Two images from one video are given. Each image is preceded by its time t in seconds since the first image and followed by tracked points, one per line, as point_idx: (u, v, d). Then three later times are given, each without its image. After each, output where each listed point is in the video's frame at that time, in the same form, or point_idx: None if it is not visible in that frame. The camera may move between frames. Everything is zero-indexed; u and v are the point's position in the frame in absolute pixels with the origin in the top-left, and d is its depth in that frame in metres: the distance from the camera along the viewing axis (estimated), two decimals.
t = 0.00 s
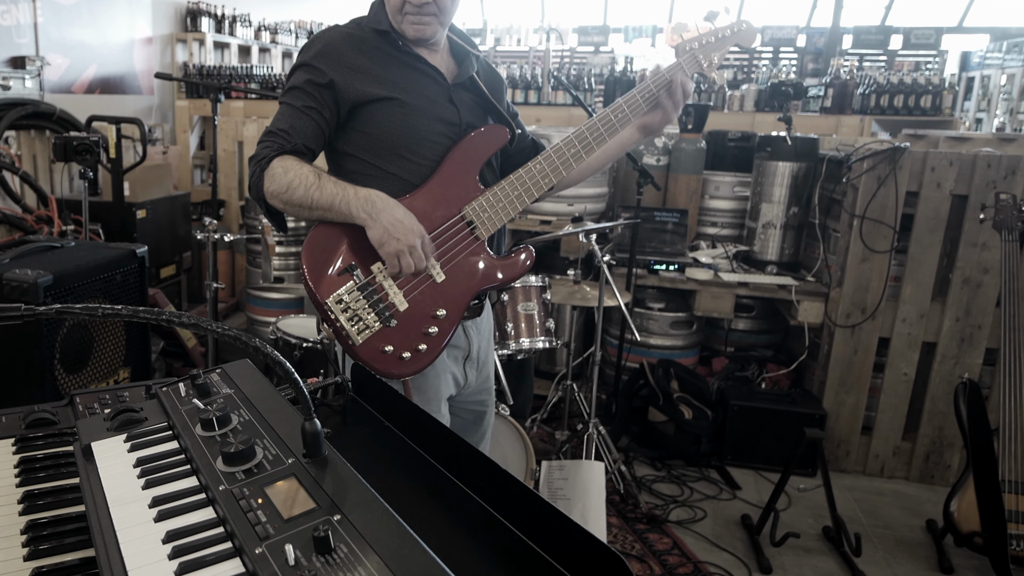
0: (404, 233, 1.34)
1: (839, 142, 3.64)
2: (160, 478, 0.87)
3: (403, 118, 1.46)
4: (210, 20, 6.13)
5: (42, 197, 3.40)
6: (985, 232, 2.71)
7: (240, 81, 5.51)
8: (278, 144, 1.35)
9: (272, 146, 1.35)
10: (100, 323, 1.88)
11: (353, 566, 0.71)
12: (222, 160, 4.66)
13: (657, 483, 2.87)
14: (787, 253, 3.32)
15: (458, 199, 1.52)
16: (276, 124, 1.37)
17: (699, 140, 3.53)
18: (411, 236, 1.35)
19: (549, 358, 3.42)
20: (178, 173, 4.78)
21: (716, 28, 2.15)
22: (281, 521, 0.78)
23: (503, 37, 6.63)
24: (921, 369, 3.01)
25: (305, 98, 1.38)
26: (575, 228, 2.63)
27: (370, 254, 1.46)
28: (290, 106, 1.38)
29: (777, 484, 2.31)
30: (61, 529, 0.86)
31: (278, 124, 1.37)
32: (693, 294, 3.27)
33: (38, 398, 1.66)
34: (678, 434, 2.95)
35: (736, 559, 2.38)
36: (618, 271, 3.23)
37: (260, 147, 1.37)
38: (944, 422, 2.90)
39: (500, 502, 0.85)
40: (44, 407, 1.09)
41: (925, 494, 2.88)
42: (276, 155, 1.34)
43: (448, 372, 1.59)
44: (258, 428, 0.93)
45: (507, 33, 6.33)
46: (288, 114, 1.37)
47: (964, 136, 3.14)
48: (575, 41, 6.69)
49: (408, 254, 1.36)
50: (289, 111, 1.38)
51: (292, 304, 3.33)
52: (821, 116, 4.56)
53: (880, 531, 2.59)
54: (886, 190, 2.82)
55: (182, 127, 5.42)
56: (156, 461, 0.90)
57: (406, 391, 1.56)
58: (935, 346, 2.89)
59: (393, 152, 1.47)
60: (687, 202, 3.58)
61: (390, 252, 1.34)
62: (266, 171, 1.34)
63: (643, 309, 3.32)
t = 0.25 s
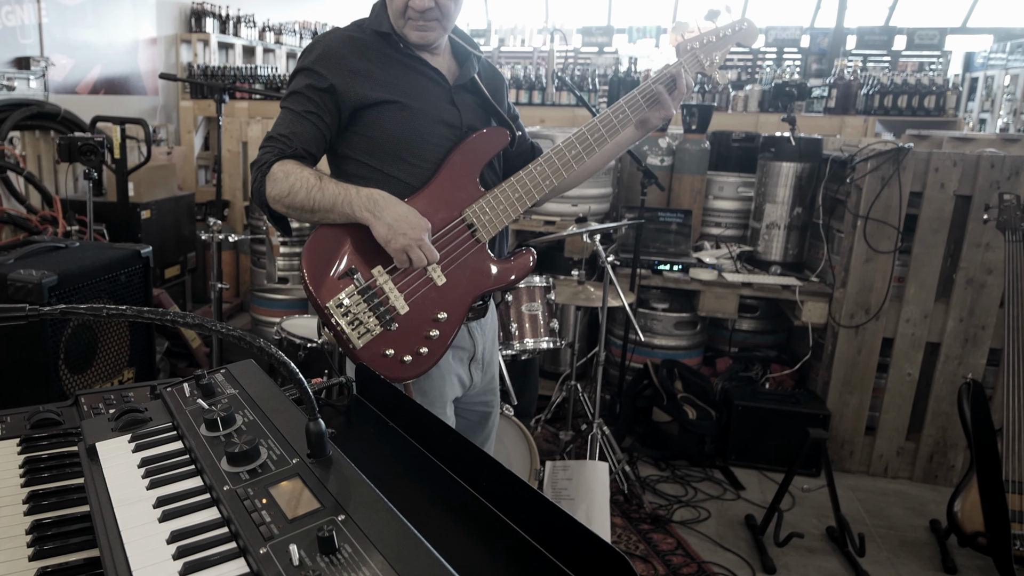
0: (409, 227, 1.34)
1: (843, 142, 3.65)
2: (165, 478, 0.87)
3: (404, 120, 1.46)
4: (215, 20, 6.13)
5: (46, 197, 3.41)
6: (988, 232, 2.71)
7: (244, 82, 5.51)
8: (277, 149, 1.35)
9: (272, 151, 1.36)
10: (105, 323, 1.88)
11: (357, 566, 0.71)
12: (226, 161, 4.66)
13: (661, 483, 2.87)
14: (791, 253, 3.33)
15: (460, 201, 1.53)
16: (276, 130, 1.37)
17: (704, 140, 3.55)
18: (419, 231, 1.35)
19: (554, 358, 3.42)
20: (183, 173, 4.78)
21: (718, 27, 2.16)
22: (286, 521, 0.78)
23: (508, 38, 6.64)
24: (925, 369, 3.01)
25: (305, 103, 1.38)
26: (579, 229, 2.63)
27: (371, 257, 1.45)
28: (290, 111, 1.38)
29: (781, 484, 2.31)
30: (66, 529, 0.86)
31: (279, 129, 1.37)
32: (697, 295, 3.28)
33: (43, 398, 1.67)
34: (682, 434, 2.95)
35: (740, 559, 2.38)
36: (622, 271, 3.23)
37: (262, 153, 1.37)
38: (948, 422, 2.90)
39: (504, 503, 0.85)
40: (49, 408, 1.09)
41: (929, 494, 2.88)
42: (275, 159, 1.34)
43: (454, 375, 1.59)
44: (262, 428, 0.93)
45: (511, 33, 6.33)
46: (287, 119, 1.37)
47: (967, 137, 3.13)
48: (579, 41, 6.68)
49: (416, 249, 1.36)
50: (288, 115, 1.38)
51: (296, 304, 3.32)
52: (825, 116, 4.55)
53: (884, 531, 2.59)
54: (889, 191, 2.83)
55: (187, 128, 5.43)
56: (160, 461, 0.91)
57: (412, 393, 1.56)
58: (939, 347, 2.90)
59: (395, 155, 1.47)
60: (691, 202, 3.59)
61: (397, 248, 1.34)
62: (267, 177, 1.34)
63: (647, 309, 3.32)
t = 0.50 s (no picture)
0: (416, 243, 1.36)
1: (847, 143, 3.65)
2: (169, 478, 0.87)
3: (408, 119, 1.46)
4: (220, 21, 6.13)
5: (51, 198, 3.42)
6: (992, 233, 2.72)
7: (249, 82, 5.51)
8: (287, 147, 1.35)
9: (281, 149, 1.36)
10: (109, 324, 1.88)
11: (362, 566, 0.72)
12: (231, 161, 4.66)
13: (665, 484, 2.87)
14: (795, 253, 3.33)
15: (464, 201, 1.53)
16: (284, 127, 1.37)
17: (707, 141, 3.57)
18: (423, 246, 1.36)
19: (558, 359, 3.42)
20: (187, 174, 4.78)
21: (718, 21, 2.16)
22: (290, 521, 0.78)
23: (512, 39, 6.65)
24: (928, 369, 3.01)
25: (311, 100, 1.38)
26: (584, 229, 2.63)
27: (377, 259, 1.45)
28: (296, 108, 1.38)
29: (785, 485, 2.31)
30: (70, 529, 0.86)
31: (284, 127, 1.37)
32: (701, 295, 3.28)
33: (47, 399, 1.67)
34: (686, 434, 2.95)
35: (743, 559, 2.38)
36: (626, 272, 3.24)
37: (268, 151, 1.37)
38: (952, 422, 2.90)
39: (509, 504, 0.85)
40: (54, 408, 1.09)
41: (933, 494, 2.88)
42: (285, 160, 1.34)
43: (455, 373, 1.59)
44: (266, 428, 0.93)
45: (515, 34, 6.33)
46: (295, 117, 1.37)
47: (971, 137, 3.13)
48: (583, 42, 6.68)
49: (420, 263, 1.38)
50: (295, 113, 1.38)
51: (300, 305, 3.32)
52: (829, 117, 4.48)
53: (887, 531, 2.59)
54: (893, 191, 2.83)
55: (191, 128, 5.43)
56: (165, 461, 0.91)
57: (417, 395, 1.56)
58: (942, 347, 2.90)
59: (399, 155, 1.47)
60: (695, 203, 3.59)
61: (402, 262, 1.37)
62: (275, 176, 1.34)
63: (650, 310, 3.32)
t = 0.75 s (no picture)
0: (425, 227, 1.32)
1: (851, 143, 3.65)
2: (174, 479, 0.87)
3: (411, 119, 1.46)
4: (224, 21, 6.13)
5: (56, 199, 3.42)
6: (996, 233, 2.72)
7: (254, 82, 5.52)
8: (288, 151, 1.34)
9: (281, 153, 1.35)
10: (113, 324, 1.88)
11: (366, 566, 0.72)
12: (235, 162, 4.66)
13: (669, 483, 2.87)
14: (799, 254, 3.33)
15: (469, 199, 1.53)
16: (285, 132, 1.36)
17: (711, 140, 3.53)
18: (434, 229, 1.32)
19: (562, 359, 3.42)
20: (192, 174, 4.78)
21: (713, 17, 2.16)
22: (295, 521, 0.78)
23: (516, 39, 6.66)
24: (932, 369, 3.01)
25: (313, 104, 1.37)
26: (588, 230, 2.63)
27: (383, 257, 1.44)
28: (297, 112, 1.37)
29: (789, 485, 2.31)
30: (75, 529, 0.86)
31: (287, 131, 1.36)
32: (705, 295, 3.29)
33: (52, 399, 1.67)
34: (690, 435, 2.95)
35: (748, 559, 2.38)
36: (630, 272, 3.24)
37: (270, 155, 1.36)
38: (956, 422, 2.90)
39: (513, 504, 0.85)
40: (58, 408, 1.09)
41: (937, 494, 2.88)
42: (286, 163, 1.33)
43: (465, 375, 1.60)
44: (271, 428, 0.93)
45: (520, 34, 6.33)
46: (296, 120, 1.36)
47: (975, 138, 3.12)
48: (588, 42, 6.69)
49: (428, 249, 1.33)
50: (296, 117, 1.37)
51: (305, 305, 3.32)
52: (834, 117, 4.52)
53: (891, 531, 2.59)
54: (897, 192, 2.83)
55: (196, 129, 5.43)
56: (169, 461, 0.91)
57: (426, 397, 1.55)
58: (946, 347, 2.90)
59: (403, 154, 1.47)
60: (700, 203, 3.59)
61: (412, 249, 1.31)
62: (277, 178, 1.34)
63: (655, 310, 3.32)
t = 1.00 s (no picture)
0: (448, 229, 1.35)
1: (855, 144, 3.65)
2: (178, 479, 0.87)
3: (422, 117, 1.46)
4: (228, 22, 6.05)
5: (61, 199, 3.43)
6: (1000, 233, 2.72)
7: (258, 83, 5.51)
8: (303, 148, 1.33)
9: (296, 150, 1.33)
10: (118, 324, 1.89)
11: (371, 566, 0.72)
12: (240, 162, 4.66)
13: (673, 484, 2.87)
14: (803, 254, 3.33)
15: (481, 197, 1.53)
16: (296, 129, 1.35)
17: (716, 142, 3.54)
18: (455, 232, 1.36)
19: (566, 359, 3.42)
20: (196, 175, 4.77)
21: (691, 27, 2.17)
22: (299, 521, 0.78)
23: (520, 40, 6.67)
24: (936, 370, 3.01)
25: (325, 101, 1.36)
26: (593, 230, 2.64)
27: (401, 256, 1.45)
28: (309, 108, 1.36)
29: (793, 485, 2.31)
30: (79, 529, 0.86)
31: (300, 127, 1.35)
32: (709, 295, 3.29)
33: (57, 400, 1.67)
34: (694, 435, 2.95)
35: (752, 559, 2.38)
36: (634, 273, 3.25)
37: (283, 152, 1.35)
38: (960, 423, 2.90)
39: (518, 504, 0.85)
40: (63, 408, 1.10)
41: (941, 495, 2.88)
42: (302, 159, 1.31)
43: (470, 373, 1.60)
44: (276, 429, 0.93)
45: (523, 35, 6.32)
46: (309, 117, 1.35)
47: (979, 138, 3.12)
48: (592, 43, 6.68)
49: (454, 249, 1.36)
50: (308, 114, 1.36)
51: (309, 305, 3.32)
52: (838, 118, 4.57)
53: (895, 531, 2.59)
54: (901, 192, 2.83)
55: (200, 129, 5.42)
56: (173, 462, 0.91)
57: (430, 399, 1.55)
58: (950, 347, 2.90)
59: (415, 153, 1.47)
60: (704, 203, 3.59)
61: (438, 247, 1.35)
62: (292, 176, 1.31)
63: (659, 310, 3.32)
